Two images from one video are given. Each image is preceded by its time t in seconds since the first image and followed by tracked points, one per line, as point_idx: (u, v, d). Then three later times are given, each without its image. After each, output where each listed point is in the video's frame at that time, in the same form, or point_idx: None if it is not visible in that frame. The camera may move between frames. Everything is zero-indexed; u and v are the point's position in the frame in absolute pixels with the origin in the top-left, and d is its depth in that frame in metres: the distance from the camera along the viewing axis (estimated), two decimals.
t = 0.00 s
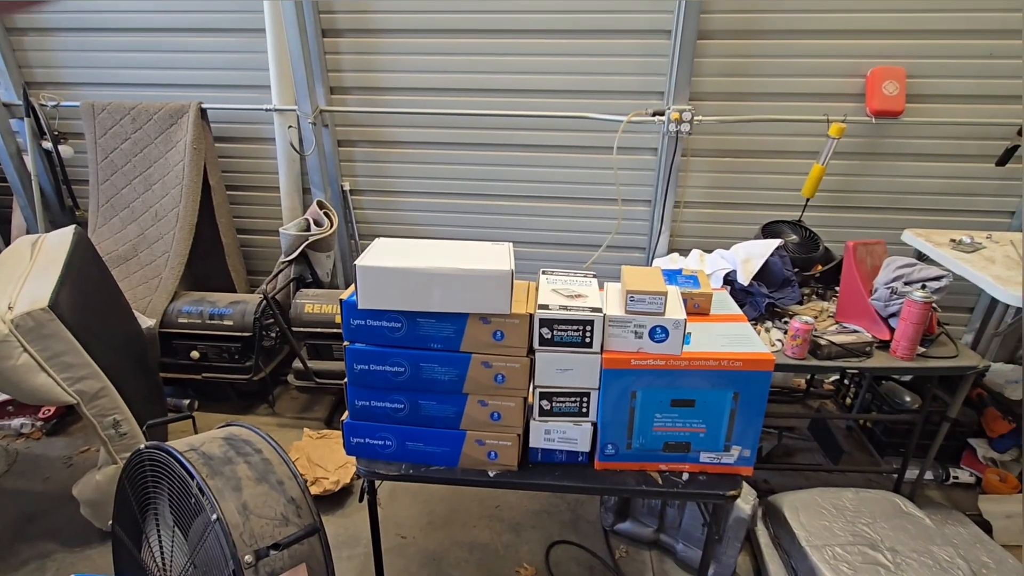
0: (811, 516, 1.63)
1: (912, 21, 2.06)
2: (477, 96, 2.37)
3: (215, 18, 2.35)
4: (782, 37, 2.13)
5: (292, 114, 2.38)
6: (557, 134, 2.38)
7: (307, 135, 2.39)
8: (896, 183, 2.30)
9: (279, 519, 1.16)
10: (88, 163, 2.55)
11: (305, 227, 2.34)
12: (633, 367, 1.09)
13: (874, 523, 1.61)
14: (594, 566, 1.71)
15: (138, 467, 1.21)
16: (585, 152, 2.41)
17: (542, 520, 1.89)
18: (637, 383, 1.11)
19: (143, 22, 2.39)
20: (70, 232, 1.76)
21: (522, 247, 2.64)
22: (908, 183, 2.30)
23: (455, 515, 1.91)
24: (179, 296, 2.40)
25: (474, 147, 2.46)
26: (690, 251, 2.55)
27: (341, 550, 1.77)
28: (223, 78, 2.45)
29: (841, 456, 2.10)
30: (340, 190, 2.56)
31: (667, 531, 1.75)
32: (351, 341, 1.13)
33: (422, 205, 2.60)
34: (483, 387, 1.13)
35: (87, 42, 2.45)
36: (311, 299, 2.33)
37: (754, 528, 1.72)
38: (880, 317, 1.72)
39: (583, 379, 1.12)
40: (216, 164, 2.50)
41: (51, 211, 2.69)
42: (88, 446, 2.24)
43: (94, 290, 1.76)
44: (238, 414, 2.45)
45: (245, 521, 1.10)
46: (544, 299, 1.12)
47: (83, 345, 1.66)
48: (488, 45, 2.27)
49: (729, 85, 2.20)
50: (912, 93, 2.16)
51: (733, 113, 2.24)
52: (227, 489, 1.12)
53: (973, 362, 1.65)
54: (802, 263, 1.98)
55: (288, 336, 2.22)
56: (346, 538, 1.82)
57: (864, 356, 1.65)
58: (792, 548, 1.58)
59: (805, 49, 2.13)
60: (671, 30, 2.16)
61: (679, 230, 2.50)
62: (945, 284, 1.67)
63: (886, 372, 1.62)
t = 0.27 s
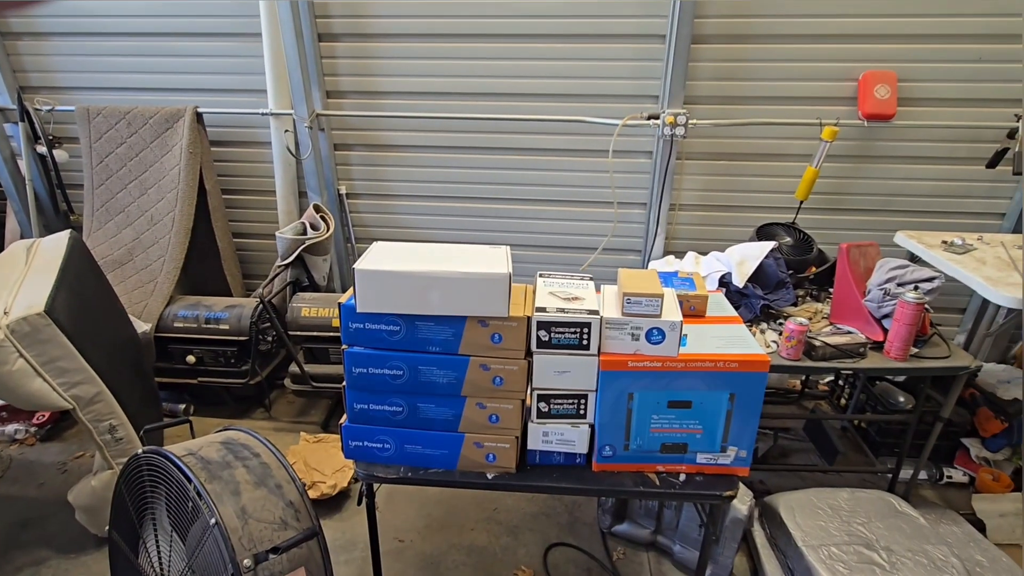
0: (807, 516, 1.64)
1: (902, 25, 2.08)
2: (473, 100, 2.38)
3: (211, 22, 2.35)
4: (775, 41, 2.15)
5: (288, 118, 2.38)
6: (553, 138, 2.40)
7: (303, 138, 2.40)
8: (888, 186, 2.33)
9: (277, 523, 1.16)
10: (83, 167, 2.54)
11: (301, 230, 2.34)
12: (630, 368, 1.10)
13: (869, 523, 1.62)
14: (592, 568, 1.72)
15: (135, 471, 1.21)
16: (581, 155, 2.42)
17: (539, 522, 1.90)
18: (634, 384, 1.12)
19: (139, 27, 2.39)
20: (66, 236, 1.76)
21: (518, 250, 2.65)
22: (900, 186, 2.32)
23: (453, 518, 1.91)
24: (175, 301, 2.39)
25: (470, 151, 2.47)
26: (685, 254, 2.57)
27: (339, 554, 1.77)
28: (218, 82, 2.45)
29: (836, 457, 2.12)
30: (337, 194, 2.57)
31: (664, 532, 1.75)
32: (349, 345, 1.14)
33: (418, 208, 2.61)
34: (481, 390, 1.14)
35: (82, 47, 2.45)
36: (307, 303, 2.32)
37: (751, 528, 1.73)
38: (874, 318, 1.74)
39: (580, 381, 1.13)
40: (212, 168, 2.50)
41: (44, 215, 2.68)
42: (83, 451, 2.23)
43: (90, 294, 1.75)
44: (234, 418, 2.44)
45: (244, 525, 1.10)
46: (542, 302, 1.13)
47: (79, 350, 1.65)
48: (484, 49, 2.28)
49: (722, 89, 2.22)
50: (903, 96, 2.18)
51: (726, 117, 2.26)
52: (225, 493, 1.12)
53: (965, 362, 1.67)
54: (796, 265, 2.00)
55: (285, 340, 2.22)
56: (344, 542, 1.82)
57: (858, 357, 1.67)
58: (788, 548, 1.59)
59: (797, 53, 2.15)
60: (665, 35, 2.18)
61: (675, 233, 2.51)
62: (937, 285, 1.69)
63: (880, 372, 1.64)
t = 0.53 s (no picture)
0: (803, 517, 1.64)
1: (894, 28, 2.10)
2: (468, 103, 2.38)
3: (205, 25, 2.35)
4: (768, 44, 2.16)
5: (282, 121, 2.38)
6: (548, 141, 2.40)
7: (297, 142, 2.40)
8: (881, 188, 2.34)
9: (272, 528, 1.15)
10: (75, 171, 2.52)
11: (296, 234, 2.34)
12: (626, 370, 1.10)
13: (864, 523, 1.63)
14: (588, 571, 1.72)
15: (128, 477, 1.20)
16: (576, 158, 2.43)
17: (536, 525, 1.89)
18: (630, 386, 1.12)
19: (132, 29, 2.38)
20: (58, 240, 1.75)
21: (514, 252, 2.65)
22: (892, 187, 2.34)
23: (449, 521, 1.90)
24: (169, 305, 2.38)
25: (465, 154, 2.47)
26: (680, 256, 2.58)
27: (334, 559, 1.76)
28: (212, 86, 2.44)
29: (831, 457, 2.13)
30: (331, 197, 2.56)
31: (661, 534, 1.75)
32: (344, 348, 1.13)
33: (413, 211, 2.60)
34: (477, 392, 1.14)
35: (75, 50, 2.44)
36: (302, 306, 2.32)
37: (747, 529, 1.73)
38: (867, 318, 1.74)
39: (576, 383, 1.13)
40: (206, 171, 2.49)
41: (36, 219, 2.66)
42: (75, 457, 2.21)
43: (82, 299, 1.74)
44: (229, 423, 2.43)
45: (238, 530, 1.09)
46: (537, 304, 1.13)
47: (71, 354, 1.64)
48: (479, 52, 2.29)
49: (716, 92, 2.23)
50: (895, 99, 2.20)
51: (720, 119, 2.27)
52: (219, 498, 1.12)
53: (958, 362, 1.68)
54: (790, 266, 2.01)
55: (279, 344, 2.21)
56: (339, 546, 1.81)
57: (852, 358, 1.67)
58: (784, 549, 1.60)
59: (790, 56, 2.16)
60: (659, 38, 2.19)
61: (669, 235, 2.52)
62: (930, 286, 1.70)
63: (874, 373, 1.64)
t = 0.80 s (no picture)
0: (799, 518, 1.64)
1: (887, 31, 2.11)
2: (463, 105, 2.38)
3: (199, 28, 2.34)
4: (762, 46, 2.17)
5: (277, 123, 2.37)
6: (542, 143, 2.40)
7: (292, 144, 2.39)
8: (875, 189, 2.35)
9: (266, 533, 1.14)
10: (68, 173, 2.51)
11: (291, 236, 2.33)
12: (621, 372, 1.10)
13: (860, 524, 1.63)
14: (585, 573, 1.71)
15: (121, 481, 1.19)
16: (571, 160, 2.43)
17: (532, 527, 1.89)
18: (625, 388, 1.12)
19: (125, 32, 2.37)
20: (50, 243, 1.74)
21: (510, 254, 2.65)
22: (885, 189, 2.35)
23: (445, 524, 1.90)
24: (163, 308, 2.37)
25: (460, 156, 2.47)
26: (675, 257, 2.58)
27: (330, 563, 1.75)
28: (207, 88, 2.44)
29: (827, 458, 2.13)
30: (326, 199, 2.55)
31: (658, 536, 1.75)
32: (338, 350, 1.13)
33: (408, 213, 2.60)
34: (472, 395, 1.13)
35: (68, 52, 2.42)
36: (297, 309, 2.31)
37: (743, 531, 1.73)
38: (862, 319, 1.75)
39: (572, 385, 1.13)
40: (200, 174, 2.48)
41: (29, 222, 2.64)
42: (68, 462, 2.19)
43: (74, 302, 1.73)
44: (223, 427, 2.41)
45: (232, 535, 1.08)
46: (532, 306, 1.13)
47: (63, 358, 1.63)
48: (474, 54, 2.29)
49: (711, 94, 2.24)
50: (888, 101, 2.21)
51: (715, 121, 2.28)
52: (213, 503, 1.11)
53: (952, 362, 1.69)
54: (785, 267, 2.01)
55: (274, 347, 2.19)
56: (335, 551, 1.80)
57: (847, 359, 1.67)
58: (780, 550, 1.60)
59: (784, 57, 2.17)
60: (654, 40, 2.19)
61: (665, 236, 2.52)
62: (924, 286, 1.70)
63: (869, 373, 1.65)
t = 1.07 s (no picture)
0: (797, 519, 1.64)
1: (881, 33, 2.12)
2: (459, 107, 2.38)
3: (195, 30, 2.33)
4: (757, 48, 2.18)
5: (273, 126, 2.37)
6: (539, 145, 2.40)
7: (288, 146, 2.39)
8: (870, 191, 2.36)
9: (262, 537, 1.14)
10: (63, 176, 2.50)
11: (287, 239, 2.32)
12: (618, 374, 1.10)
13: (858, 525, 1.63)
14: None
15: (115, 486, 1.18)
16: (567, 162, 2.43)
17: (530, 530, 1.88)
18: (622, 390, 1.12)
19: (120, 34, 2.36)
20: (44, 247, 1.73)
21: (507, 256, 2.64)
22: (881, 190, 2.36)
23: (443, 527, 1.89)
24: (158, 311, 2.36)
25: (456, 158, 2.47)
26: (672, 259, 2.58)
27: (327, 568, 1.74)
28: (203, 90, 2.43)
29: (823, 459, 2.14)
30: (323, 202, 2.55)
31: (655, 538, 1.75)
32: (335, 354, 1.12)
33: (404, 216, 2.60)
34: (469, 398, 1.13)
35: (63, 55, 2.42)
36: (293, 312, 2.30)
37: (741, 533, 1.73)
38: (858, 320, 1.75)
39: (569, 388, 1.12)
40: (196, 176, 2.47)
41: (23, 225, 2.63)
42: (62, 466, 2.18)
43: (69, 306, 1.72)
44: (219, 431, 2.40)
45: (227, 540, 1.07)
46: (529, 308, 1.13)
47: (57, 362, 1.62)
48: (470, 57, 2.29)
49: (706, 96, 2.25)
50: (883, 102, 2.22)
51: (711, 123, 2.28)
52: (208, 508, 1.10)
53: (948, 363, 1.69)
54: (782, 269, 2.02)
55: (270, 350, 2.19)
56: (331, 555, 1.79)
57: (843, 359, 1.68)
58: (778, 552, 1.60)
59: (779, 60, 2.18)
60: (650, 42, 2.20)
61: (661, 238, 2.52)
62: (920, 287, 1.71)
63: (866, 374, 1.65)
